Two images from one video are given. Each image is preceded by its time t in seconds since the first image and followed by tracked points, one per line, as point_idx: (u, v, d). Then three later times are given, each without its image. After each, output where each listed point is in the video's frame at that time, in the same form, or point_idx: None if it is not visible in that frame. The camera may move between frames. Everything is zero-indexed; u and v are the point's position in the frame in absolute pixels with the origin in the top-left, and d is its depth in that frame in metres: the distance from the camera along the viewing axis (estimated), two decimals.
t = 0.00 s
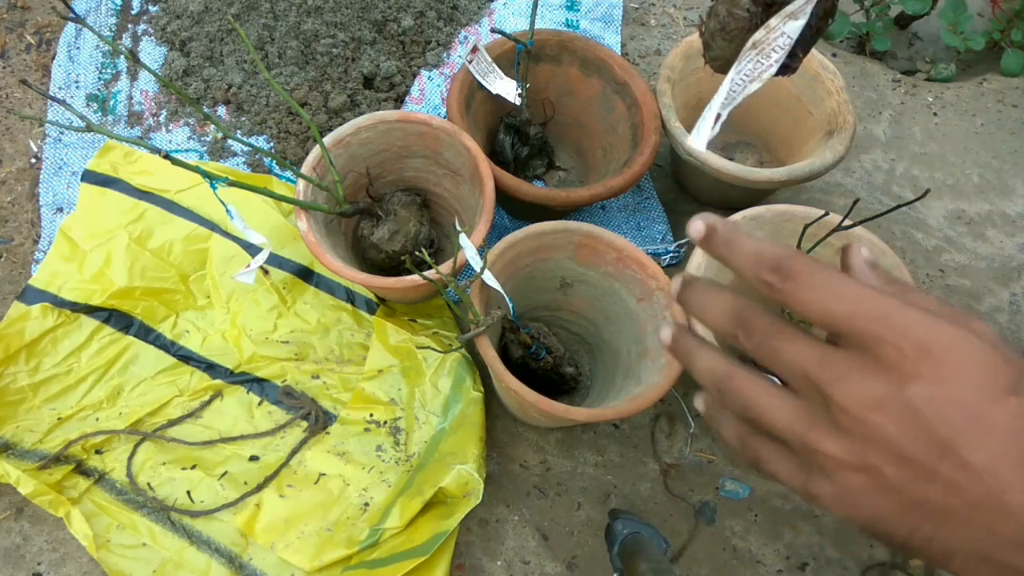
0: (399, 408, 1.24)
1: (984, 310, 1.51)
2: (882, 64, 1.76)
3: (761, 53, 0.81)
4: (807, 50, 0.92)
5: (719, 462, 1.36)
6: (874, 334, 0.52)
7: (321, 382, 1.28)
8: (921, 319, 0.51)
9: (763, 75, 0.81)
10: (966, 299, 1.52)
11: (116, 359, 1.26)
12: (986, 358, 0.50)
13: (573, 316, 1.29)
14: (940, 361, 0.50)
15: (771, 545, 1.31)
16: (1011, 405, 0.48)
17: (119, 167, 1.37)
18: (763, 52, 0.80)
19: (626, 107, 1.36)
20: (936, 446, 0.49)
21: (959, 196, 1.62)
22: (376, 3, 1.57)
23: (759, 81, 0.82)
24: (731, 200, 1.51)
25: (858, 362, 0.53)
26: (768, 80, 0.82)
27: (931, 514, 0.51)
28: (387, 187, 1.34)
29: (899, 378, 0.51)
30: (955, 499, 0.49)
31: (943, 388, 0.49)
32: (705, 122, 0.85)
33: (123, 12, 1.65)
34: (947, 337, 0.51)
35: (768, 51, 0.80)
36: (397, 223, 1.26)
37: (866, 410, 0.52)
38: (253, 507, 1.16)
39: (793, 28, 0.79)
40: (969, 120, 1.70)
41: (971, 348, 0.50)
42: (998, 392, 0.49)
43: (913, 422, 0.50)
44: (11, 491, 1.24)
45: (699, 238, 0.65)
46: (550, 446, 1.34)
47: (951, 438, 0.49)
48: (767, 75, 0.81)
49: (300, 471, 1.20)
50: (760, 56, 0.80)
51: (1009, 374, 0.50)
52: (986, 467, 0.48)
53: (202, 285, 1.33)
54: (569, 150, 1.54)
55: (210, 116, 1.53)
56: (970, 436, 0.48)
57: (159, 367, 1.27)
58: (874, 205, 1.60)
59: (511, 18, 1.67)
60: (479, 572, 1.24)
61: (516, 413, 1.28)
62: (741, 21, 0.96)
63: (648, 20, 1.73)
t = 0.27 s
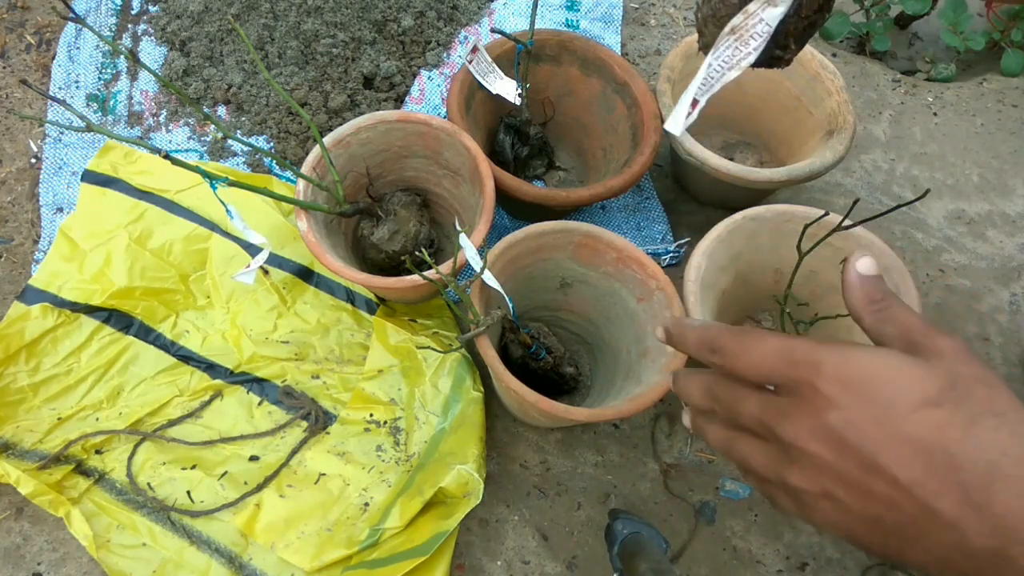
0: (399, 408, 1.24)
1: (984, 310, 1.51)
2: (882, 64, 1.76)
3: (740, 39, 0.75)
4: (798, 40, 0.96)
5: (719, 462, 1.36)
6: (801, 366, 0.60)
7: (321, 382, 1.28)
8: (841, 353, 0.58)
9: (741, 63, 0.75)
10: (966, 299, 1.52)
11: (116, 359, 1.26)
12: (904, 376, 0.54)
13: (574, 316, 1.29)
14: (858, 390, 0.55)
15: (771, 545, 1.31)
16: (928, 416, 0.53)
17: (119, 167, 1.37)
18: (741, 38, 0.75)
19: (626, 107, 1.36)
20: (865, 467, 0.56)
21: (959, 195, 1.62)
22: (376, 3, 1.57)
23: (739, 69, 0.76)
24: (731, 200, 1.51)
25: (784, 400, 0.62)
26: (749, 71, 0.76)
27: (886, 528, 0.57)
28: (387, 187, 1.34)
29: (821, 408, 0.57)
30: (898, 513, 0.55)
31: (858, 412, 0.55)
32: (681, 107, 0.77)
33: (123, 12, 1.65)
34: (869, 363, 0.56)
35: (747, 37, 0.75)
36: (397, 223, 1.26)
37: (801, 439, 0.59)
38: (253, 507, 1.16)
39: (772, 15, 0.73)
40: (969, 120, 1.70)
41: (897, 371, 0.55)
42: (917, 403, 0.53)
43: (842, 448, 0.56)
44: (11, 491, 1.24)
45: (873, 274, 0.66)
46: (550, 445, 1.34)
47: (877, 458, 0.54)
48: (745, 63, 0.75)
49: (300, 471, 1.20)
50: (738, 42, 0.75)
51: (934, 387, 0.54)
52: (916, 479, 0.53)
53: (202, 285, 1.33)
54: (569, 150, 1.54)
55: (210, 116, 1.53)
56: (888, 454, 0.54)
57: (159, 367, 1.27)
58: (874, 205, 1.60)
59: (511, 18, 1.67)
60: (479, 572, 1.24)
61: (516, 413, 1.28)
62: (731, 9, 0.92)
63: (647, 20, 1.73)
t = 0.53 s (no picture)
0: (399, 408, 1.24)
1: (984, 310, 1.51)
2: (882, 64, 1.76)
3: (733, 34, 0.74)
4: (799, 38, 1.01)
5: (719, 462, 1.36)
6: (790, 348, 0.59)
7: (321, 382, 1.28)
8: (829, 334, 0.57)
9: (733, 58, 0.75)
10: (966, 299, 1.52)
11: (116, 359, 1.26)
12: (897, 356, 0.55)
13: (574, 316, 1.29)
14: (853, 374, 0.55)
15: (771, 545, 1.31)
16: (924, 397, 0.53)
17: (119, 167, 1.37)
18: (734, 33, 0.74)
19: (626, 107, 1.36)
20: (862, 450, 0.56)
21: (959, 195, 1.62)
22: (376, 3, 1.57)
23: (729, 64, 0.75)
24: (731, 200, 1.50)
25: (773, 381, 0.61)
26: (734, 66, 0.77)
27: (879, 509, 0.58)
28: (387, 187, 1.34)
29: (814, 392, 0.57)
30: (893, 494, 0.57)
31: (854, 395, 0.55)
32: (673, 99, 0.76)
33: (123, 12, 1.65)
34: (859, 342, 0.56)
35: (740, 33, 0.74)
36: (397, 223, 1.26)
37: (792, 423, 0.59)
38: (253, 507, 1.16)
39: (765, 11, 0.73)
40: (969, 120, 1.70)
41: (891, 351, 0.55)
42: (912, 384, 0.54)
43: (836, 431, 0.57)
44: (11, 491, 1.24)
45: (848, 250, 0.65)
46: (551, 446, 1.34)
47: (872, 442, 0.55)
48: (738, 57, 0.75)
49: (300, 471, 1.20)
50: (732, 37, 0.74)
51: (927, 367, 0.55)
52: (911, 461, 0.54)
53: (202, 285, 1.33)
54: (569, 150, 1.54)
55: (210, 116, 1.53)
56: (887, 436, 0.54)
57: (159, 367, 1.27)
58: (874, 205, 1.60)
59: (511, 18, 1.67)
60: (479, 572, 1.24)
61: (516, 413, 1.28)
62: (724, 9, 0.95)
63: (648, 20, 1.73)
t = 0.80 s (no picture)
0: (399, 408, 1.24)
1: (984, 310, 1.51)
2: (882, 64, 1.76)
3: (712, 28, 0.78)
4: (794, 39, 1.02)
5: (719, 462, 1.36)
6: (831, 306, 0.57)
7: (321, 382, 1.28)
8: (874, 295, 0.56)
9: (712, 51, 0.79)
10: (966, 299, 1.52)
11: (116, 359, 1.26)
12: (943, 324, 0.54)
13: (574, 316, 1.29)
14: (899, 338, 0.54)
15: (771, 545, 1.31)
16: (968, 369, 0.53)
17: (119, 167, 1.37)
18: (713, 27, 0.78)
19: (626, 107, 1.36)
20: (897, 416, 0.56)
21: (959, 196, 1.62)
22: (376, 3, 1.57)
23: (710, 57, 0.79)
24: (731, 200, 1.50)
25: (808, 338, 0.60)
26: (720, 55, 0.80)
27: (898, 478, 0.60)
28: (387, 187, 1.34)
29: (853, 353, 0.56)
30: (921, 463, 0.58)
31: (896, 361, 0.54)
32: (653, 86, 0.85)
33: (123, 12, 1.65)
34: (906, 305, 0.55)
35: (717, 27, 0.77)
36: (397, 222, 1.26)
37: (823, 384, 0.59)
38: (253, 507, 1.16)
39: (742, 9, 0.75)
40: (969, 120, 1.70)
41: (938, 318, 0.54)
42: (956, 354, 0.53)
43: (872, 396, 0.57)
44: (11, 491, 1.24)
45: (891, 210, 0.65)
46: (551, 446, 1.34)
47: (907, 410, 0.55)
48: (717, 50, 0.79)
49: (300, 471, 1.20)
50: (709, 31, 0.78)
51: (973, 338, 0.53)
52: (944, 432, 0.54)
53: (202, 285, 1.33)
54: (569, 150, 1.54)
55: (210, 116, 1.53)
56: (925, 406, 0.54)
57: (159, 367, 1.27)
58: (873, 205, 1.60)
59: (511, 18, 1.67)
60: (479, 572, 1.24)
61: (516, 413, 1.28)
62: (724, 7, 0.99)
63: (647, 20, 1.73)
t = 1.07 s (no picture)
0: (399, 408, 1.24)
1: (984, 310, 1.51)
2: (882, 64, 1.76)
3: (703, 20, 0.82)
4: (798, 39, 1.04)
5: (719, 462, 1.36)
6: (850, 296, 0.52)
7: (321, 382, 1.28)
8: (896, 286, 0.50)
9: (702, 44, 0.83)
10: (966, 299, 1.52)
11: (116, 359, 1.26)
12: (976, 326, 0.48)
13: (574, 316, 1.29)
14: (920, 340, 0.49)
15: (771, 545, 1.31)
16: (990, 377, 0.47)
17: (119, 167, 1.37)
18: (704, 19, 0.82)
19: (626, 107, 1.36)
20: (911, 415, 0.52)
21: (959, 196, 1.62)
22: (376, 3, 1.57)
23: (700, 49, 0.83)
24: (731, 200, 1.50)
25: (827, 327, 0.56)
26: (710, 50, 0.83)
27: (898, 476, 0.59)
28: (387, 187, 1.34)
29: (870, 352, 0.52)
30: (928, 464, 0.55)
31: (915, 362, 0.50)
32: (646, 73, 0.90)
33: (123, 12, 1.65)
34: (935, 301, 0.49)
35: (709, 19, 0.82)
36: (397, 222, 1.26)
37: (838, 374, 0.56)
38: (253, 507, 1.16)
39: (733, 2, 0.80)
40: (969, 120, 1.70)
41: (970, 318, 0.48)
42: (979, 362, 0.47)
43: (886, 392, 0.53)
44: (11, 491, 1.24)
45: (936, 156, 0.53)
46: (550, 446, 1.34)
47: (920, 412, 0.51)
48: (707, 43, 0.83)
49: (300, 471, 1.20)
50: (700, 22, 0.83)
51: (1002, 346, 0.47)
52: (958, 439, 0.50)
53: (202, 285, 1.33)
54: (569, 150, 1.54)
55: (210, 116, 1.53)
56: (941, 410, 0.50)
57: (159, 367, 1.27)
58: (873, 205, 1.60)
59: (511, 18, 1.67)
60: (479, 572, 1.24)
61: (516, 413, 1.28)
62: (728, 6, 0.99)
63: (648, 20, 1.73)
